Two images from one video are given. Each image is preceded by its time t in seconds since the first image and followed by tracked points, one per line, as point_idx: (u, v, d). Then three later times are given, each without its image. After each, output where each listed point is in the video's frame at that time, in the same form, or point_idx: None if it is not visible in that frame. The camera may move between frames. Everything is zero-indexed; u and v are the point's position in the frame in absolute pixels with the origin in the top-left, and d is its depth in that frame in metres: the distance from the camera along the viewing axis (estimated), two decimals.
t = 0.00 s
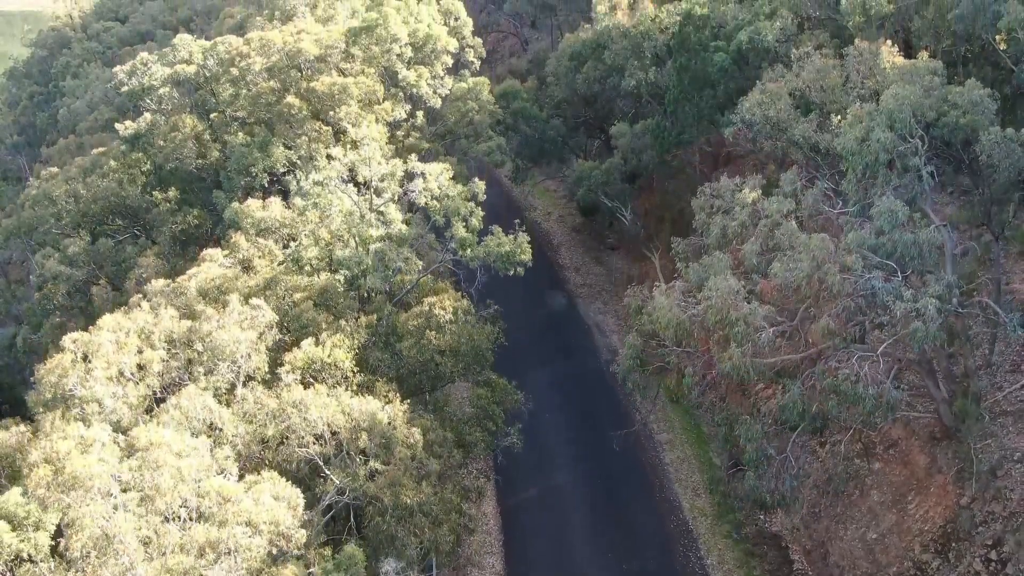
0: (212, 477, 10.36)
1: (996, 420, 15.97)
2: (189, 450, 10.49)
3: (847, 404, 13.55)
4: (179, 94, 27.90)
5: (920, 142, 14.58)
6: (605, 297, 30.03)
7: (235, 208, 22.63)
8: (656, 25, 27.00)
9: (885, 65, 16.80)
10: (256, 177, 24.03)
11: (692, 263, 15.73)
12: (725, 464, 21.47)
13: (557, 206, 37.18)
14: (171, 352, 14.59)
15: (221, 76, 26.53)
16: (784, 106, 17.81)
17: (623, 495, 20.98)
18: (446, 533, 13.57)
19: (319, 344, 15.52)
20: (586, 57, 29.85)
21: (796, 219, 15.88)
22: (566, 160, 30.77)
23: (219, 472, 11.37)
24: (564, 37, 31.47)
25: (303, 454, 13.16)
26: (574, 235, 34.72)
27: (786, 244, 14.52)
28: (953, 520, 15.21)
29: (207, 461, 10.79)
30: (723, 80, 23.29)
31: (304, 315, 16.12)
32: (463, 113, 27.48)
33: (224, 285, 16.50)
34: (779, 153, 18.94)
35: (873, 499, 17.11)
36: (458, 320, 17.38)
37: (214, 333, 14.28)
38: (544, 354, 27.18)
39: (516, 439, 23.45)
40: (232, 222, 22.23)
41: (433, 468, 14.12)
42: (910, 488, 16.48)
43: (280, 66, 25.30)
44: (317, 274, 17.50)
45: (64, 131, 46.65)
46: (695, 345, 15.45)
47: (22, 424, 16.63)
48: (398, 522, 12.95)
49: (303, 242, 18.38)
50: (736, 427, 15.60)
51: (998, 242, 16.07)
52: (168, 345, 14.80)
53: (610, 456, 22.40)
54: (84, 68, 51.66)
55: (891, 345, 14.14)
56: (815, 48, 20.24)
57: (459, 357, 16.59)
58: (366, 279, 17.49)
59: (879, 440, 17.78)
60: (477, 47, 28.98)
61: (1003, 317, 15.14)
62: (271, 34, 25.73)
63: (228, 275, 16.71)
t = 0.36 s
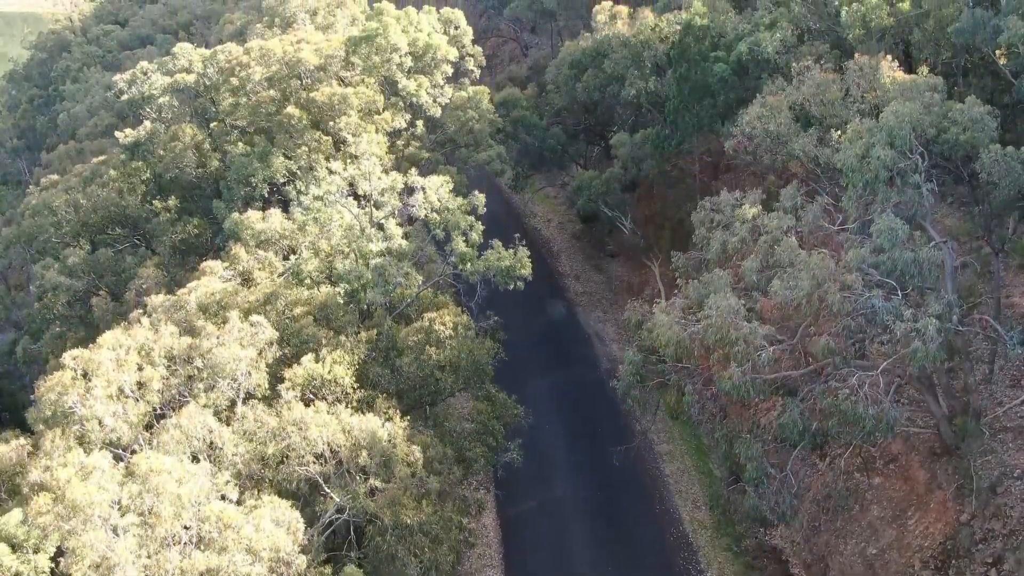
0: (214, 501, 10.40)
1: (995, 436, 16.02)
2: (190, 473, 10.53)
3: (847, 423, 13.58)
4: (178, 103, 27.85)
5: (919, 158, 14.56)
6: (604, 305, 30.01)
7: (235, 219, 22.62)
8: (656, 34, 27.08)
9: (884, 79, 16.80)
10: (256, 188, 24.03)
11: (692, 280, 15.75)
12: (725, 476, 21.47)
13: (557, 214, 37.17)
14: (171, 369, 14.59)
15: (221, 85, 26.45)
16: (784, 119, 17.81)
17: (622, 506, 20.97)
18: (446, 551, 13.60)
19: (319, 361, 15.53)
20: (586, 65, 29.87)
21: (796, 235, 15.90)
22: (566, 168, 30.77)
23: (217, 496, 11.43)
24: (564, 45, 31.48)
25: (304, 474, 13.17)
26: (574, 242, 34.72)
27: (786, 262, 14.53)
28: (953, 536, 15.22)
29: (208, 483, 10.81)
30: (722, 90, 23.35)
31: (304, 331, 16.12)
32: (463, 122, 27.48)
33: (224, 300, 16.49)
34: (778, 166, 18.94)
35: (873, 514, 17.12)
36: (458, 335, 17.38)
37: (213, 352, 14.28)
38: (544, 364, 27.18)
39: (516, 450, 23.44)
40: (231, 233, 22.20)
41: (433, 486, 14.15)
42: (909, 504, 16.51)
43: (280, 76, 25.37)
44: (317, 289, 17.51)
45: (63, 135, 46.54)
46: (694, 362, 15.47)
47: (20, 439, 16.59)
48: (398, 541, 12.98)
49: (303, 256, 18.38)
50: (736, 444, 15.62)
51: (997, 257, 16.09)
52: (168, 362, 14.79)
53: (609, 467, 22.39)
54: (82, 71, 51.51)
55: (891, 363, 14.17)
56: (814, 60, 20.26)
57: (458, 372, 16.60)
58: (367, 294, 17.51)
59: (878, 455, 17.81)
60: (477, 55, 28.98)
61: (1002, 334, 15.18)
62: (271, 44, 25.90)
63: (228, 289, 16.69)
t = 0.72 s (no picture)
0: (211, 515, 10.36)
1: (997, 446, 16.01)
2: (187, 487, 10.47)
3: (848, 432, 13.52)
4: (177, 107, 27.78)
5: (920, 167, 14.49)
6: (604, 310, 29.94)
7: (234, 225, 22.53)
8: (656, 39, 27.09)
9: (885, 86, 16.73)
10: (255, 194, 23.89)
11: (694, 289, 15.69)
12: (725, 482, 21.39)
13: (557, 217, 37.10)
14: (170, 378, 14.51)
15: (220, 89, 26.35)
16: (785, 126, 17.75)
17: (622, 512, 20.90)
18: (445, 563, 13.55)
19: (318, 369, 15.44)
20: (586, 69, 29.80)
21: (797, 243, 15.84)
22: (565, 171, 30.68)
23: (216, 509, 11.39)
24: (564, 48, 31.41)
25: (303, 485, 13.10)
26: (574, 246, 34.65)
27: (787, 271, 14.48)
28: (955, 546, 15.18)
29: (207, 497, 10.75)
30: (723, 95, 23.18)
31: (303, 339, 16.04)
32: (463, 127, 27.40)
33: (223, 307, 16.38)
34: (779, 173, 18.87)
35: (874, 523, 17.06)
36: (457, 343, 17.28)
37: (213, 362, 14.22)
38: (544, 369, 27.12)
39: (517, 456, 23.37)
40: (230, 239, 22.11)
41: (433, 498, 14.08)
42: (911, 513, 16.48)
43: (280, 80, 25.20)
44: (317, 296, 17.44)
45: (62, 137, 46.42)
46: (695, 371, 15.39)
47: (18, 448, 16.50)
48: (397, 553, 12.98)
49: (302, 263, 18.29)
50: (737, 453, 15.54)
51: (998, 265, 16.00)
52: (167, 371, 14.70)
53: (610, 473, 22.32)
54: (82, 72, 51.38)
55: (891, 374, 14.14)
56: (815, 66, 20.19)
57: (458, 381, 16.52)
58: (367, 302, 17.45)
59: (879, 463, 17.78)
60: (476, 61, 29.03)
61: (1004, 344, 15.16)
62: (270, 49, 25.57)
63: (227, 297, 16.61)
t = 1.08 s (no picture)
0: (207, 524, 10.24)
1: (1002, 451, 15.92)
2: (183, 496, 10.35)
3: (853, 438, 13.39)
4: (175, 108, 27.66)
5: (924, 169, 14.36)
6: (604, 312, 29.83)
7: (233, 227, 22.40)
8: (657, 40, 26.94)
9: (888, 88, 16.60)
10: (253, 196, 23.73)
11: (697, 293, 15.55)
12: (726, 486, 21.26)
13: (557, 219, 37.00)
14: (167, 384, 14.38)
15: (219, 90, 26.23)
16: (787, 129, 17.61)
17: (622, 516, 20.80)
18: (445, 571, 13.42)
19: (316, 374, 15.30)
20: (587, 70, 29.67)
21: (800, 247, 15.71)
22: (566, 173, 30.53)
23: (212, 518, 11.26)
24: (564, 49, 31.29)
25: (301, 492, 12.97)
26: (574, 247, 34.54)
27: (791, 275, 14.36)
28: (959, 553, 15.07)
29: (203, 505, 10.62)
30: (723, 97, 23.06)
31: (301, 343, 15.90)
32: (462, 128, 27.27)
33: (220, 311, 16.24)
34: (780, 175, 18.73)
35: (877, 528, 16.92)
36: (457, 347, 17.13)
37: (210, 367, 14.08)
38: (544, 372, 27.01)
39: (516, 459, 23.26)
40: (229, 241, 21.96)
41: (433, 504, 13.96)
42: (915, 519, 16.37)
43: (279, 81, 25.07)
44: (316, 300, 17.30)
45: (61, 138, 46.26)
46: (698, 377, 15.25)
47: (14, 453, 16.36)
48: (396, 561, 12.85)
49: (300, 266, 18.15)
50: (740, 459, 15.39)
51: (1002, 269, 15.84)
52: (165, 376, 14.57)
53: (610, 476, 22.21)
54: (81, 73, 51.21)
55: (896, 379, 14.02)
56: (817, 68, 20.05)
57: (458, 386, 16.39)
58: (366, 305, 17.32)
59: (882, 468, 17.67)
60: (475, 61, 28.91)
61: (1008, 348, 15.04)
62: (268, 50, 25.29)
63: (225, 301, 16.48)
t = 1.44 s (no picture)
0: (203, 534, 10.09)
1: (1007, 456, 15.78)
2: (178, 506, 10.23)
3: (858, 443, 13.24)
4: (174, 109, 27.60)
5: (928, 172, 14.22)
6: (605, 314, 29.67)
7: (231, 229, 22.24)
8: (658, 40, 26.76)
9: (892, 90, 16.44)
10: (251, 197, 23.50)
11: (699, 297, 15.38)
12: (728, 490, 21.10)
13: (557, 220, 36.84)
14: (164, 388, 14.22)
15: (217, 91, 26.08)
16: (790, 130, 17.43)
17: (623, 520, 20.64)
18: None
19: (315, 378, 15.13)
20: (587, 71, 29.49)
21: (803, 250, 15.55)
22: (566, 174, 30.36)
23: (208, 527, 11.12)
24: (565, 49, 31.12)
25: (298, 498, 12.80)
26: (574, 249, 34.38)
27: (794, 279, 14.21)
28: (965, 559, 14.96)
29: (198, 514, 10.47)
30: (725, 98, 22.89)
31: (300, 347, 15.75)
32: (462, 129, 27.12)
33: (218, 315, 16.09)
34: (783, 177, 18.57)
35: (881, 534, 16.77)
36: (457, 351, 16.93)
37: (207, 371, 13.93)
38: (544, 375, 26.85)
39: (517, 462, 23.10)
40: (227, 243, 21.78)
41: (432, 510, 13.81)
42: (919, 525, 16.26)
43: (278, 82, 24.91)
44: (315, 303, 17.14)
45: (60, 138, 46.10)
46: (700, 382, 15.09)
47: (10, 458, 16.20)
48: (395, 568, 12.71)
49: (299, 269, 17.99)
50: (743, 465, 15.23)
51: (1007, 271, 15.69)
52: (161, 381, 14.41)
53: (611, 480, 22.05)
54: (80, 72, 51.02)
55: (900, 384, 13.88)
56: (820, 69, 19.87)
57: (458, 390, 16.22)
58: (365, 308, 17.16)
59: (886, 473, 17.55)
60: (475, 62, 28.74)
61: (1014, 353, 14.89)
62: (267, 50, 25.24)
63: (223, 304, 16.32)
